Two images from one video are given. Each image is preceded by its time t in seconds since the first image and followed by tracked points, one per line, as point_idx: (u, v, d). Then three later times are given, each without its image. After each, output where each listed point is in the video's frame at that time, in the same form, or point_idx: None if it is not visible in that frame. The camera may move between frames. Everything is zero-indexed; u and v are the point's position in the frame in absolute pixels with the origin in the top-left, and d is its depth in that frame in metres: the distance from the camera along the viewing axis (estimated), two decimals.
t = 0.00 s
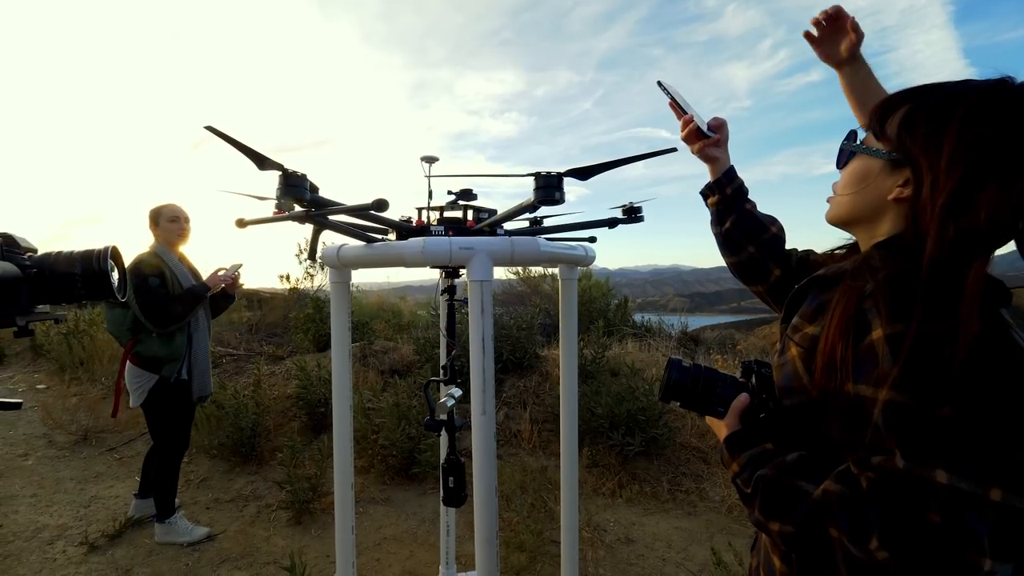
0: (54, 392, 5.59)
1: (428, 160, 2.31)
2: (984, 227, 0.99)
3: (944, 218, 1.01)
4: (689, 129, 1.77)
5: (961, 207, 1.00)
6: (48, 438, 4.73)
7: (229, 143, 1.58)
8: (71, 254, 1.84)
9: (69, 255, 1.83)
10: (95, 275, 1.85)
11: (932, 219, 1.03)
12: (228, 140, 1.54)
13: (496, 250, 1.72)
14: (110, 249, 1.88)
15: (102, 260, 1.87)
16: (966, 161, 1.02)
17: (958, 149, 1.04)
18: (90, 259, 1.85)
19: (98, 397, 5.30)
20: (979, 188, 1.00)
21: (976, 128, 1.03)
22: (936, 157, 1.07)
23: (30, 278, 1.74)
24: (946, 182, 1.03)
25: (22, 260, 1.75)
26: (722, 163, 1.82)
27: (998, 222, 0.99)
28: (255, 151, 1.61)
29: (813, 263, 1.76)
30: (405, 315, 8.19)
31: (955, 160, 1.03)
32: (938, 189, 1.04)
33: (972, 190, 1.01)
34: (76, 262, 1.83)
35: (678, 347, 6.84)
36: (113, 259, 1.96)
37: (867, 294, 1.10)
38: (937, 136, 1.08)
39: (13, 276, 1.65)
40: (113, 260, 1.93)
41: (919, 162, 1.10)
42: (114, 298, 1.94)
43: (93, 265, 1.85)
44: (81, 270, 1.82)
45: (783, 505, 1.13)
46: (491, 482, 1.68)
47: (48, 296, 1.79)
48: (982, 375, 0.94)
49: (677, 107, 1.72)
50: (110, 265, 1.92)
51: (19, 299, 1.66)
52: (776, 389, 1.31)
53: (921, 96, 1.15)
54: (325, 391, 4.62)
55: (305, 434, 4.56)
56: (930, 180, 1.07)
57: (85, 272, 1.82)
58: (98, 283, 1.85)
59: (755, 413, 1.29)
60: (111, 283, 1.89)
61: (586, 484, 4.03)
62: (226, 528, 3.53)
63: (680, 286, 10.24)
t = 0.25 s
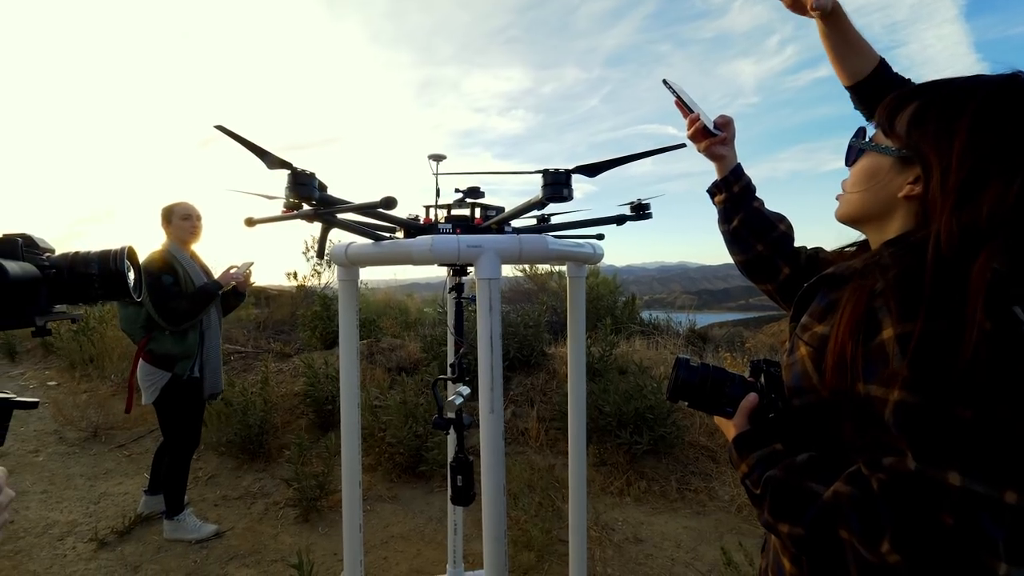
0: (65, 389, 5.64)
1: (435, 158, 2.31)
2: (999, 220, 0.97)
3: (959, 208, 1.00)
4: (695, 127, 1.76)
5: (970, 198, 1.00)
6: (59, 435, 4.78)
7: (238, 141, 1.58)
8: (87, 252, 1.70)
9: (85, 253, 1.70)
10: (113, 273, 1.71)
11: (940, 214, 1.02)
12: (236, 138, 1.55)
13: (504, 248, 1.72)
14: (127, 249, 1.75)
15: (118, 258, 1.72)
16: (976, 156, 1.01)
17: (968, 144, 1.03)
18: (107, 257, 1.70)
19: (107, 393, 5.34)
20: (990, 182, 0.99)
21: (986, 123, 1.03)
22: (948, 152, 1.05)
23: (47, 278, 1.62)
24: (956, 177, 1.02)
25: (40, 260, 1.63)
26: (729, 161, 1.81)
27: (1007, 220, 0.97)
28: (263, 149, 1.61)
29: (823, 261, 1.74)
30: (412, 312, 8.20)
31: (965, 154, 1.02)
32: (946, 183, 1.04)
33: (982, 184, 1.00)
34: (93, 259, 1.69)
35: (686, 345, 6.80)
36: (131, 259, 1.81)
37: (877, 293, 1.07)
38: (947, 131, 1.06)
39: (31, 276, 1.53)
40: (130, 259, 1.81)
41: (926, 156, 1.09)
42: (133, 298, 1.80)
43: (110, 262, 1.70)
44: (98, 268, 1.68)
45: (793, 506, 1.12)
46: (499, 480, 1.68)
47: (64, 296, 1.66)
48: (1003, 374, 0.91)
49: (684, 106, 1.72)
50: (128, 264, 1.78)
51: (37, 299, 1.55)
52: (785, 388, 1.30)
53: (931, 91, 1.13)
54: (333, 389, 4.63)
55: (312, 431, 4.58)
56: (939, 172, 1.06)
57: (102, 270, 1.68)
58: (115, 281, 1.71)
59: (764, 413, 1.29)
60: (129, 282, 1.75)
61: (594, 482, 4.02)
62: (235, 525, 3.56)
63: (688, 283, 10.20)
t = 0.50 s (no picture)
0: (74, 387, 5.69)
1: (443, 156, 2.30)
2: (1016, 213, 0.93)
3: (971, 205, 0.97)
4: (704, 123, 1.74)
5: (983, 195, 0.97)
6: (69, 432, 4.82)
7: (247, 140, 1.59)
8: (92, 250, 1.71)
9: (90, 250, 1.70)
10: (118, 271, 1.72)
11: (952, 211, 1.00)
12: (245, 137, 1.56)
13: (512, 246, 1.71)
14: (132, 246, 1.77)
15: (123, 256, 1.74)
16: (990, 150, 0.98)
17: (981, 138, 1.00)
18: (112, 255, 1.72)
19: (117, 391, 5.39)
20: (1004, 176, 0.96)
21: (1000, 117, 1.00)
22: (960, 148, 1.03)
23: (53, 276, 1.61)
24: (970, 174, 0.99)
25: (46, 258, 1.61)
26: (738, 159, 1.78)
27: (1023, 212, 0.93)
28: (272, 148, 1.62)
29: (833, 259, 1.71)
30: (419, 311, 8.21)
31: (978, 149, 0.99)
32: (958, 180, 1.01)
33: (996, 178, 0.97)
34: (98, 257, 1.70)
35: (694, 344, 6.77)
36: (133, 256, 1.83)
37: (889, 291, 1.07)
38: (960, 127, 1.04)
39: (39, 273, 1.52)
40: (134, 257, 1.81)
41: (940, 153, 1.06)
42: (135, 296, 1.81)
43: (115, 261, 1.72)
44: (104, 266, 1.69)
45: (803, 507, 1.10)
46: (507, 480, 1.67)
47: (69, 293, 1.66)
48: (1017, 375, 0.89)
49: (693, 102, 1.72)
50: (132, 262, 1.80)
51: (43, 297, 1.53)
52: (795, 387, 1.29)
53: (944, 88, 1.12)
54: (341, 387, 4.64)
55: (320, 430, 4.60)
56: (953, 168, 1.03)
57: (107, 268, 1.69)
58: (120, 279, 1.73)
59: (773, 413, 1.27)
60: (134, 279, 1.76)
61: (601, 481, 4.01)
62: (243, 523, 3.58)
63: (696, 282, 10.16)
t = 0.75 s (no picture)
0: (78, 386, 5.71)
1: (450, 154, 2.27)
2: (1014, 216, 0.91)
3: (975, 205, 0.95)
4: (711, 123, 1.70)
5: (985, 197, 0.94)
6: (71, 432, 4.84)
7: (253, 138, 1.57)
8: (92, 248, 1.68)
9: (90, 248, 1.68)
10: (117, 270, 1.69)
11: (955, 212, 0.97)
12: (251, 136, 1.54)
13: (519, 244, 1.68)
14: (132, 245, 1.75)
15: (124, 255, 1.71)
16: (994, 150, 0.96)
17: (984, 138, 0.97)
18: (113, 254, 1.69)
19: (121, 390, 5.40)
20: (1004, 178, 0.94)
21: (1003, 117, 0.97)
22: (963, 147, 1.00)
23: (50, 275, 1.60)
24: (973, 174, 0.97)
25: (44, 256, 1.60)
26: (744, 158, 1.74)
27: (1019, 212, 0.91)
28: (278, 146, 1.60)
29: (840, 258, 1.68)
30: (425, 309, 8.20)
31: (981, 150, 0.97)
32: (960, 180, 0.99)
33: (998, 179, 0.94)
34: (99, 255, 1.67)
35: (701, 341, 6.72)
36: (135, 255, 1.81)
37: (893, 290, 1.04)
38: (964, 126, 1.02)
39: (35, 271, 1.51)
40: (135, 255, 1.80)
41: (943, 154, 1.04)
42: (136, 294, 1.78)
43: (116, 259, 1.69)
44: (103, 264, 1.66)
45: (809, 506, 1.06)
46: (514, 482, 1.64)
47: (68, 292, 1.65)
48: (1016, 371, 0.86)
49: (699, 100, 1.67)
50: (133, 260, 1.77)
51: (40, 296, 1.52)
52: (801, 386, 1.26)
53: (947, 87, 1.09)
54: (346, 386, 4.63)
55: (326, 428, 4.59)
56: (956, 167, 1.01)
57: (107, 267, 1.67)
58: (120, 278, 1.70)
59: (779, 411, 1.24)
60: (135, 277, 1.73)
61: (608, 480, 3.98)
62: (247, 523, 3.57)
63: (701, 280, 10.11)
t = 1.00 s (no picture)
0: (78, 387, 5.70)
1: (454, 154, 2.23)
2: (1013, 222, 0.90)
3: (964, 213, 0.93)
4: (708, 129, 1.67)
5: (981, 204, 0.92)
6: (68, 434, 4.82)
7: (258, 141, 1.55)
8: (98, 251, 1.69)
9: (96, 252, 1.68)
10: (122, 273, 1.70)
11: (948, 217, 0.94)
12: (258, 140, 1.52)
13: (523, 246, 1.63)
14: (136, 248, 1.77)
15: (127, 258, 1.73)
16: (986, 156, 0.94)
17: (974, 144, 0.95)
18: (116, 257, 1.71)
19: (121, 392, 5.39)
20: (998, 182, 0.92)
21: (993, 122, 0.95)
22: (953, 154, 0.98)
23: (58, 279, 1.58)
24: (965, 180, 0.94)
25: (50, 261, 1.59)
26: (742, 161, 1.71)
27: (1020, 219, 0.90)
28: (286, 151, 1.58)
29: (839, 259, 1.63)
30: (429, 307, 8.16)
31: (971, 157, 0.95)
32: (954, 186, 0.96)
33: (990, 185, 0.93)
34: (104, 259, 1.68)
35: (706, 340, 6.67)
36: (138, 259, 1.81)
37: (889, 292, 1.00)
38: (952, 132, 0.99)
39: (42, 275, 1.49)
40: (138, 259, 1.82)
41: (935, 160, 1.01)
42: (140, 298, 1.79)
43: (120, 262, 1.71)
44: (108, 268, 1.67)
45: (814, 509, 1.03)
46: (518, 488, 1.60)
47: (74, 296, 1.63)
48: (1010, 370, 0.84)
49: (695, 106, 1.65)
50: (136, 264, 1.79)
51: (44, 299, 1.48)
52: (803, 386, 1.22)
53: (936, 92, 1.06)
54: (349, 386, 4.60)
55: (328, 430, 4.56)
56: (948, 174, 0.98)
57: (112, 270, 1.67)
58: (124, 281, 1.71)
59: (783, 413, 1.20)
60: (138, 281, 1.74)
61: (614, 482, 3.94)
62: (246, 529, 3.55)
63: (706, 278, 10.06)
